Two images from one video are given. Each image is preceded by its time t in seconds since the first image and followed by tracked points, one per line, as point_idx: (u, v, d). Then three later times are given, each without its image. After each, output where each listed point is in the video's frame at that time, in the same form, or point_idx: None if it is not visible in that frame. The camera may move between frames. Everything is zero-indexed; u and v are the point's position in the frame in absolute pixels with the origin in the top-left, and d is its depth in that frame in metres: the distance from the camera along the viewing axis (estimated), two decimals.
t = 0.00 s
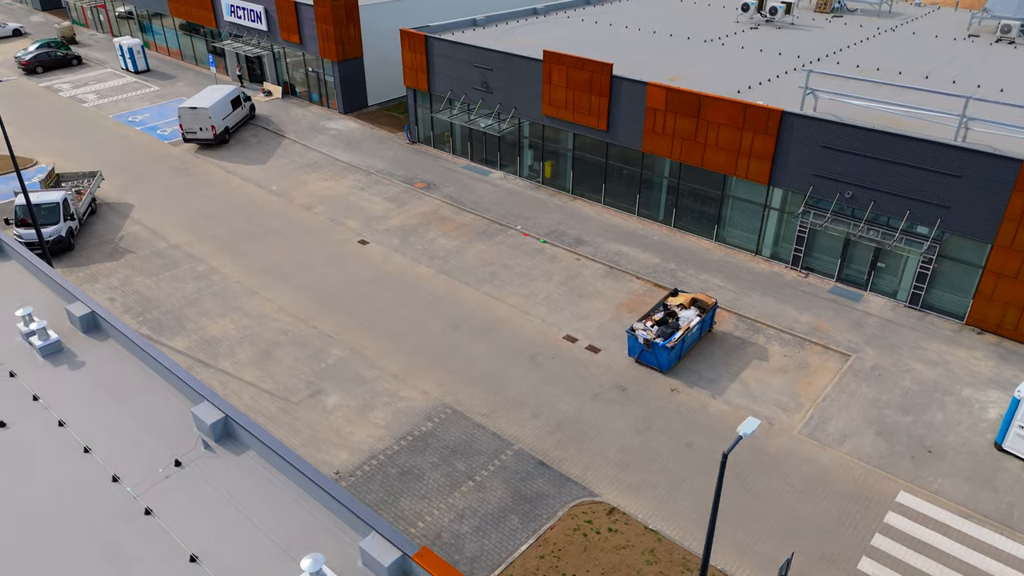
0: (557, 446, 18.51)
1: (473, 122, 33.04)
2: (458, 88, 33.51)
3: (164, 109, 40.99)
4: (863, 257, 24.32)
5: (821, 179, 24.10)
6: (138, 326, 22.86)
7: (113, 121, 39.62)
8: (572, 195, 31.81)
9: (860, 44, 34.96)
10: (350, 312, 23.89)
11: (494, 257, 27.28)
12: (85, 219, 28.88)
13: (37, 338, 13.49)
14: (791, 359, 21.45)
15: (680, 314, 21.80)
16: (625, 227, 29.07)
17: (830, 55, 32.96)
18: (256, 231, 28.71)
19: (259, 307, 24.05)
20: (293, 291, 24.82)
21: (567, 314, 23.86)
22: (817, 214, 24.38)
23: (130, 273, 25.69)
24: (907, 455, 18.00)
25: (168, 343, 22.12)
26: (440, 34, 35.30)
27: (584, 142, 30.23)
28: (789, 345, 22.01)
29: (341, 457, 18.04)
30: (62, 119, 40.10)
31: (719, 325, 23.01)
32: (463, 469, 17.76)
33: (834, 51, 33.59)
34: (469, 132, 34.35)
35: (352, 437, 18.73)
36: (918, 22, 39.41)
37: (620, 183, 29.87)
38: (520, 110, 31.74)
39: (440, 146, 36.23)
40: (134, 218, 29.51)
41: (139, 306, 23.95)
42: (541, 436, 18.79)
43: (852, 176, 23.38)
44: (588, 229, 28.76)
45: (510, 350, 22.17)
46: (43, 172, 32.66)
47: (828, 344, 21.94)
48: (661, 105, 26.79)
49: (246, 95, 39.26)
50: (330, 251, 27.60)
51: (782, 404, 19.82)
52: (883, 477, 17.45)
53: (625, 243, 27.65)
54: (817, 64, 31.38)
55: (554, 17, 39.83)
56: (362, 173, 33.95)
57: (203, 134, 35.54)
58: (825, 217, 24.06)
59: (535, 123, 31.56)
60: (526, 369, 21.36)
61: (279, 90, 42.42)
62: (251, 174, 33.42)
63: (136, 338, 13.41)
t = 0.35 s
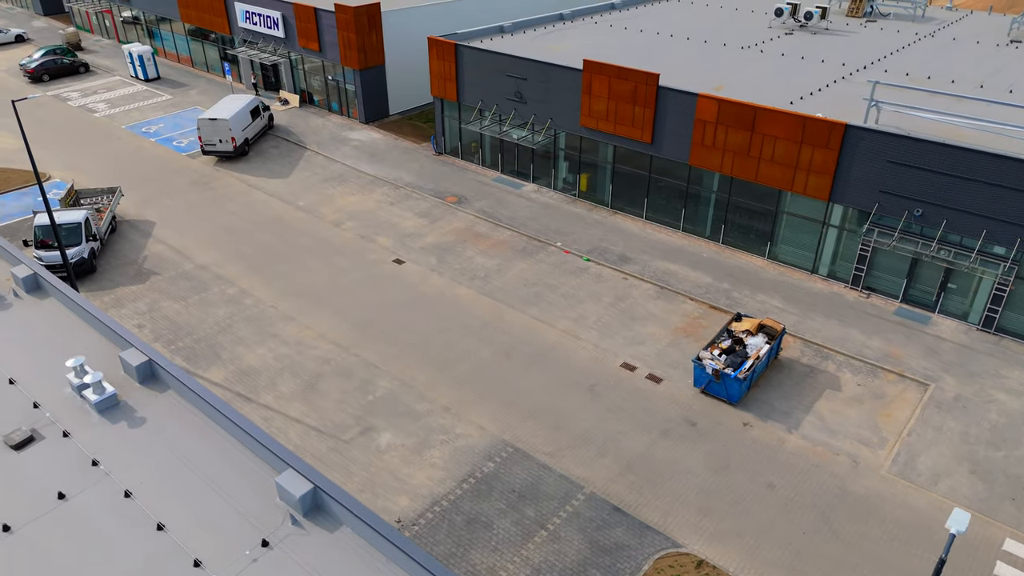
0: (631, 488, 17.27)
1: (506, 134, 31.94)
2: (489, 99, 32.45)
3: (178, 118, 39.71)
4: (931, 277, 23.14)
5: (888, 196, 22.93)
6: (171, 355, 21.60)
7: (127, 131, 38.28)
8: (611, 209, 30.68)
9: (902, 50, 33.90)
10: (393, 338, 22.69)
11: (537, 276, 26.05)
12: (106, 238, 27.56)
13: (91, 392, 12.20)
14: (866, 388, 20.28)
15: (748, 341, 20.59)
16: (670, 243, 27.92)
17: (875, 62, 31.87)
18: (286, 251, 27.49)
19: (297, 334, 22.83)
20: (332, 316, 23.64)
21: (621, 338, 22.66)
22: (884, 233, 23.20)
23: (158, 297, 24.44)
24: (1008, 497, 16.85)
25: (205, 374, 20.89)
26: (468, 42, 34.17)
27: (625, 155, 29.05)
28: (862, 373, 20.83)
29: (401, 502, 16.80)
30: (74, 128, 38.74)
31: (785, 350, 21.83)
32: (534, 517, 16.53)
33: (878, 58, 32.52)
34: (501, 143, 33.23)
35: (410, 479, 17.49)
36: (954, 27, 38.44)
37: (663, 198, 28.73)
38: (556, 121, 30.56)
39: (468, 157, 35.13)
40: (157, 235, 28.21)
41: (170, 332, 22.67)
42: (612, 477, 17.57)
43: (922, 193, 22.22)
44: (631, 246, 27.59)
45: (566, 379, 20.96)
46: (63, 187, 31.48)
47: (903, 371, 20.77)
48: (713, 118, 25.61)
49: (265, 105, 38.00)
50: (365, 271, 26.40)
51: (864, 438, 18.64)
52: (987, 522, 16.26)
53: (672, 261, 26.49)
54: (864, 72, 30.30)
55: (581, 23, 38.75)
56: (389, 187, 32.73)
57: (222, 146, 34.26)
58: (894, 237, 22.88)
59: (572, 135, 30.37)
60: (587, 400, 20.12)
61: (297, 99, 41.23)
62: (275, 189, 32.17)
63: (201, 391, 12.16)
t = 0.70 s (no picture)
0: (720, 536, 16.09)
1: (544, 145, 30.72)
2: (526, 109, 31.22)
3: (197, 129, 38.44)
4: (1011, 300, 21.97)
5: (965, 214, 21.77)
6: (212, 387, 20.36)
7: (144, 143, 37.01)
8: (655, 224, 29.44)
9: (951, 58, 32.75)
10: (445, 367, 21.48)
11: (587, 297, 24.85)
12: (133, 258, 26.29)
13: (163, 456, 11.00)
14: (953, 422, 19.13)
15: (826, 371, 19.41)
16: (723, 261, 26.77)
17: (927, 70, 30.74)
18: (321, 271, 26.27)
19: (342, 363, 21.59)
20: (377, 344, 22.44)
21: (686, 366, 21.46)
22: (960, 254, 22.05)
23: (192, 323, 23.19)
24: None
25: (249, 408, 19.64)
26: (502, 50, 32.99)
27: (673, 168, 27.87)
28: (947, 405, 19.67)
29: (475, 554, 15.58)
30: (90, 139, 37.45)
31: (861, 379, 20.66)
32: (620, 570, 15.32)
33: (929, 66, 31.41)
34: (538, 155, 32.06)
35: (481, 527, 16.27)
36: (997, 33, 37.37)
37: (713, 213, 27.57)
38: (599, 133, 29.37)
39: (502, 169, 33.96)
40: (186, 255, 26.96)
41: (208, 362, 21.44)
42: (697, 525, 16.37)
43: (1004, 212, 21.07)
44: (683, 264, 26.38)
45: (633, 411, 19.75)
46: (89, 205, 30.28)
47: (991, 403, 19.62)
48: (771, 131, 24.42)
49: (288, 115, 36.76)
50: (407, 293, 25.20)
51: (960, 478, 17.48)
52: None
53: (728, 280, 25.31)
54: (918, 81, 29.14)
55: (614, 29, 37.61)
56: (422, 202, 31.52)
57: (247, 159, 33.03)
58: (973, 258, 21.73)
59: (616, 147, 29.18)
60: (658, 436, 18.92)
61: (319, 107, 40.00)
62: (304, 204, 30.94)
63: (286, 453, 10.94)
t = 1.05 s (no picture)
0: None
1: (588, 158, 29.54)
2: (568, 120, 30.03)
3: (220, 140, 37.21)
4: None
5: None
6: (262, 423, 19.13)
7: (166, 154, 35.76)
8: (706, 241, 28.28)
9: (1004, 65, 31.64)
10: (505, 400, 20.26)
11: (646, 320, 23.65)
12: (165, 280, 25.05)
13: (258, 535, 9.77)
14: None
15: (918, 405, 18.22)
16: (783, 281, 25.60)
17: (985, 78, 29.61)
18: (363, 294, 25.05)
19: (396, 396, 20.37)
20: (431, 373, 21.21)
21: (760, 397, 20.27)
22: None
23: (233, 351, 21.94)
24: None
25: (303, 447, 18.42)
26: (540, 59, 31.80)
27: (728, 183, 26.69)
28: None
29: None
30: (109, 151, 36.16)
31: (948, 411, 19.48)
32: None
33: (986, 74, 30.28)
34: (579, 168, 30.88)
35: None
36: None
37: (771, 230, 26.41)
38: (646, 145, 28.17)
39: (539, 181, 32.80)
40: (220, 276, 25.72)
41: (254, 395, 20.20)
42: None
43: None
44: (742, 284, 25.21)
45: (712, 449, 18.54)
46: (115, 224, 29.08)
47: None
48: (839, 145, 23.22)
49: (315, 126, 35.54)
50: (455, 317, 23.98)
51: None
52: None
53: (793, 302, 24.14)
54: (980, 90, 28.00)
55: (650, 35, 36.44)
56: (460, 217, 30.34)
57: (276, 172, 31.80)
58: None
59: (665, 160, 27.98)
60: (743, 476, 17.71)
61: (344, 117, 38.81)
62: (337, 220, 29.72)
63: (397, 532, 9.69)
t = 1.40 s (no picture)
0: None
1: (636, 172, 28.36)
2: (614, 132, 28.84)
3: (244, 151, 35.98)
4: None
5: None
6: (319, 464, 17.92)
7: (190, 167, 34.52)
8: (762, 258, 27.11)
9: None
10: (574, 436, 19.06)
11: (711, 346, 22.46)
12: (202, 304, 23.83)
13: None
14: None
15: None
16: (849, 302, 24.43)
17: None
18: (409, 317, 23.85)
19: (458, 431, 19.17)
20: (491, 407, 20.00)
21: (845, 432, 19.08)
22: None
23: (280, 382, 20.72)
24: None
25: (366, 491, 17.22)
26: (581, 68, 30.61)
27: (788, 199, 25.51)
28: None
29: None
30: (131, 163, 34.91)
31: None
32: None
33: None
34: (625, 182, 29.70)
35: None
36: None
37: (834, 248, 25.22)
38: (699, 159, 26.97)
39: (580, 195, 31.61)
40: (258, 298, 24.50)
41: (308, 431, 18.99)
42: None
43: None
44: (808, 306, 24.03)
45: (802, 491, 17.35)
46: (145, 242, 27.81)
47: None
48: (915, 161, 22.04)
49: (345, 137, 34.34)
50: (509, 342, 22.77)
51: None
52: None
53: (864, 326, 22.97)
54: None
55: (689, 42, 35.27)
56: (501, 233, 29.14)
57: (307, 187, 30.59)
58: None
59: (719, 175, 26.79)
60: (840, 522, 16.52)
61: (371, 127, 37.61)
62: (374, 237, 28.50)
63: None
